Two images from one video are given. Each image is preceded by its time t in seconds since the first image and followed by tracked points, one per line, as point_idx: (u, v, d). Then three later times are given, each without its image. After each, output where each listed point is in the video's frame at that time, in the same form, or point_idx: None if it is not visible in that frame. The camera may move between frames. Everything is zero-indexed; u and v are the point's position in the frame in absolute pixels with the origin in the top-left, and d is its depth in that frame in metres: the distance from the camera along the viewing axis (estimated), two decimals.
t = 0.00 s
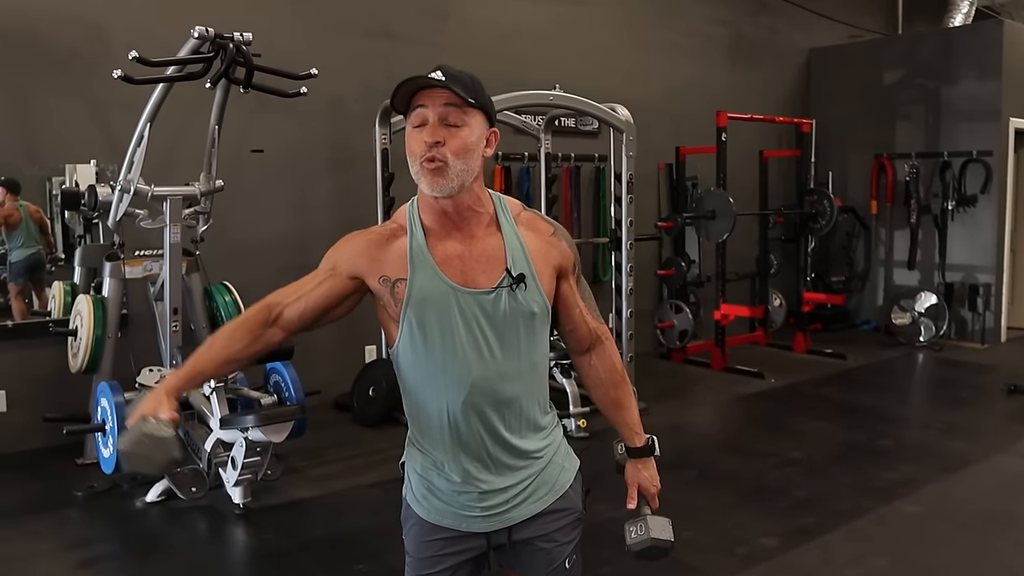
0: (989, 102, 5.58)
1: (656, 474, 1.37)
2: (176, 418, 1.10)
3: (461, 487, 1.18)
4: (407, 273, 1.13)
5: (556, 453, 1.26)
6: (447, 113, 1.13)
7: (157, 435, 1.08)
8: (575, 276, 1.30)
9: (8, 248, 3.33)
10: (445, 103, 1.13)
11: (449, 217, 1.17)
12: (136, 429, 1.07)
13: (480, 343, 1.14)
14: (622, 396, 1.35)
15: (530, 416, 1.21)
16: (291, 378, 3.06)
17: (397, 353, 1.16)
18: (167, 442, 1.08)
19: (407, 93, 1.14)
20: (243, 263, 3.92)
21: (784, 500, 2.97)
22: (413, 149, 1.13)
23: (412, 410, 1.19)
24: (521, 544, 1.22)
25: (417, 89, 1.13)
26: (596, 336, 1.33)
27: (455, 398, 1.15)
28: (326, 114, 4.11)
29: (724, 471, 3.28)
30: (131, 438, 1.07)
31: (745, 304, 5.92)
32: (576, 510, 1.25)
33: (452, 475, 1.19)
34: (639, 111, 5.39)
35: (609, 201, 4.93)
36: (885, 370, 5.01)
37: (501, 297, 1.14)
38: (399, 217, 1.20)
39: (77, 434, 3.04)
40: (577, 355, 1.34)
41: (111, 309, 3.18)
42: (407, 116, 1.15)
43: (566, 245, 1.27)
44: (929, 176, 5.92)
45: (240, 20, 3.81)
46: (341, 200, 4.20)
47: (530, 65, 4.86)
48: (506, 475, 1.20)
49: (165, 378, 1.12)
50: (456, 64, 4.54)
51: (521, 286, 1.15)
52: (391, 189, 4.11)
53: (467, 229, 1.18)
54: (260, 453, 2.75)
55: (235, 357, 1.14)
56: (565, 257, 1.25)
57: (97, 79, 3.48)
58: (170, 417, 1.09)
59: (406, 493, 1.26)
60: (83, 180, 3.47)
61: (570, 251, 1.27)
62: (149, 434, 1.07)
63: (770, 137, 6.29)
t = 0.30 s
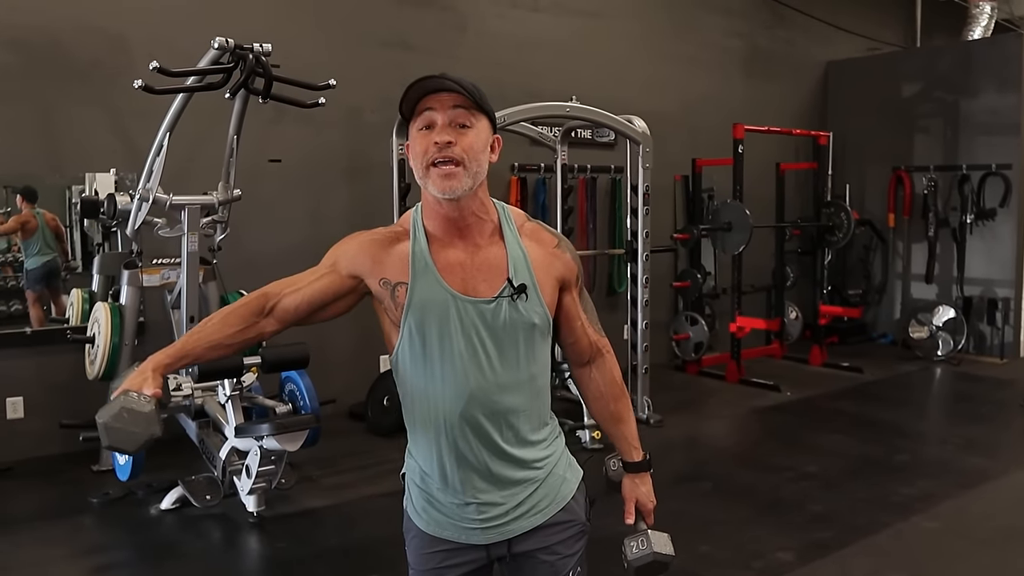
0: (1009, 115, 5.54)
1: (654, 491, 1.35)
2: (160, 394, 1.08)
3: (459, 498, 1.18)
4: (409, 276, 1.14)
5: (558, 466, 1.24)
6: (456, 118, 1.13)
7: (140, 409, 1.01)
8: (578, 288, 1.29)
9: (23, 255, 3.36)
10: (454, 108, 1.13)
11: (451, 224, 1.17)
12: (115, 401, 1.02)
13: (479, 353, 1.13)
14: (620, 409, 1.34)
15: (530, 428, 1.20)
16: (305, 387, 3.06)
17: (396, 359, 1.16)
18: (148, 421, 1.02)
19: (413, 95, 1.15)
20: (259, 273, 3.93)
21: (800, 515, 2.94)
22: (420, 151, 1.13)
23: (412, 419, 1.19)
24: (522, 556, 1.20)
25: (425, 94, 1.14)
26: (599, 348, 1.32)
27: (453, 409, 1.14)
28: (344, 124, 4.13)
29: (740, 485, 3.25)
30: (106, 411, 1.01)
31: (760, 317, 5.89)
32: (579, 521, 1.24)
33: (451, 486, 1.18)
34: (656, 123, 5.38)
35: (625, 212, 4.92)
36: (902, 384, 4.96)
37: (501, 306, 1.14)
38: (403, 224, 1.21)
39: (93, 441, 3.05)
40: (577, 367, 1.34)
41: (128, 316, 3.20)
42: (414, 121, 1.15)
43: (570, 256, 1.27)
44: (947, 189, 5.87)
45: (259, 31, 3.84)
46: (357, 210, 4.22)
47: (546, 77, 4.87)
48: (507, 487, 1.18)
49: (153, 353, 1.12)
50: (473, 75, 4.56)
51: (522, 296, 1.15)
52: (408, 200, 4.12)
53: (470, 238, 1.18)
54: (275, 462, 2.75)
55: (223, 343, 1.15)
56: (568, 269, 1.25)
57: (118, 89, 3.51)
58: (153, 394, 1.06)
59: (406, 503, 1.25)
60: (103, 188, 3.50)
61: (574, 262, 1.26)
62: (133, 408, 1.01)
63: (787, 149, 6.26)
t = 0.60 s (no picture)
0: (1020, 113, 5.50)
1: (650, 501, 1.34)
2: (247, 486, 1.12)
3: (460, 498, 1.18)
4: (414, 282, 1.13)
5: (559, 468, 1.24)
6: (468, 125, 1.12)
7: (234, 510, 1.05)
8: (584, 291, 1.28)
9: (32, 253, 3.38)
10: (466, 115, 1.12)
11: (458, 227, 1.17)
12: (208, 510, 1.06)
13: (483, 356, 1.12)
14: (621, 416, 1.33)
15: (534, 432, 1.20)
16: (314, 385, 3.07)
17: (400, 359, 1.16)
18: (241, 518, 1.05)
19: (424, 102, 1.13)
20: (268, 271, 3.94)
21: (809, 515, 2.93)
22: (431, 160, 1.13)
23: (415, 419, 1.19)
24: (522, 558, 1.20)
25: (437, 100, 1.12)
26: (602, 353, 1.32)
27: (455, 411, 1.14)
28: (353, 123, 4.13)
29: (749, 485, 3.24)
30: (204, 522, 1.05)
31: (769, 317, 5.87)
32: (580, 526, 1.24)
33: (452, 485, 1.18)
34: (665, 122, 5.37)
35: (633, 211, 4.92)
36: (912, 384, 4.94)
37: (506, 309, 1.13)
38: (409, 228, 1.20)
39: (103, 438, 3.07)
40: (579, 371, 1.33)
41: (138, 314, 3.21)
42: (424, 125, 1.14)
43: (576, 259, 1.26)
44: (958, 189, 5.84)
45: (269, 29, 3.85)
46: (366, 209, 4.22)
47: (555, 75, 4.86)
48: (508, 489, 1.19)
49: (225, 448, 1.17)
50: (482, 74, 4.56)
51: (528, 298, 1.14)
52: (416, 199, 4.13)
53: (476, 240, 1.18)
54: (284, 460, 2.75)
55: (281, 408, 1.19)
56: (574, 271, 1.24)
57: (128, 88, 3.53)
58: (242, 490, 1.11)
59: (406, 500, 1.26)
60: (113, 187, 3.51)
61: (580, 264, 1.26)
62: (223, 511, 1.05)
63: (797, 148, 6.24)
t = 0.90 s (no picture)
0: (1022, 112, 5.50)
1: (653, 505, 1.32)
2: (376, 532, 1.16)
3: (467, 495, 1.18)
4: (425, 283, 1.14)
5: (567, 467, 1.24)
6: (472, 128, 1.12)
7: (376, 558, 1.09)
8: (593, 290, 1.29)
9: (35, 254, 3.38)
10: (469, 119, 1.11)
11: (467, 227, 1.18)
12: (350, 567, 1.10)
13: (492, 353, 1.12)
14: (626, 418, 1.32)
15: (544, 430, 1.20)
16: (315, 383, 3.08)
17: (412, 358, 1.17)
18: (383, 560, 1.08)
19: (426, 106, 1.13)
20: (269, 269, 3.95)
21: (810, 513, 2.93)
22: (437, 165, 1.13)
23: (424, 415, 1.20)
24: (526, 556, 1.20)
25: (441, 105, 1.11)
26: (609, 352, 1.32)
27: (464, 407, 1.14)
28: (354, 121, 4.14)
29: (750, 483, 3.24)
30: None
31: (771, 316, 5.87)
32: (586, 529, 1.24)
33: (458, 483, 1.19)
34: (666, 120, 5.37)
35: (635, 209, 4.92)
36: (913, 383, 4.93)
37: (515, 306, 1.13)
38: (419, 228, 1.22)
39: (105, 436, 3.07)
40: (587, 371, 1.33)
41: (140, 312, 3.22)
42: (429, 130, 1.13)
43: (585, 257, 1.26)
44: (960, 187, 5.84)
45: (270, 27, 3.85)
46: (367, 207, 4.22)
47: (557, 74, 4.86)
48: (516, 488, 1.19)
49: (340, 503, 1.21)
50: (484, 72, 4.56)
51: (536, 294, 1.14)
52: (418, 197, 4.14)
53: (485, 237, 1.18)
54: (285, 457, 2.76)
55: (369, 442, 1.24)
56: (583, 268, 1.24)
57: (130, 86, 3.53)
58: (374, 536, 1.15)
59: (413, 498, 1.26)
60: (114, 184, 3.51)
61: (589, 262, 1.26)
62: (366, 562, 1.08)
63: (799, 147, 6.24)
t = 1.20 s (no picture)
0: (1016, 111, 5.51)
1: (651, 517, 1.30)
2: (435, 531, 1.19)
3: (478, 494, 1.19)
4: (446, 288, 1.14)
5: (579, 469, 1.24)
6: (500, 126, 1.12)
7: (446, 557, 1.13)
8: (611, 299, 1.29)
9: (34, 252, 3.37)
10: (497, 117, 1.12)
11: (489, 228, 1.18)
12: (417, 566, 1.13)
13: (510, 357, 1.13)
14: (630, 432, 1.32)
15: (559, 434, 1.20)
16: (310, 382, 3.07)
17: (430, 357, 1.17)
18: (452, 559, 1.13)
19: (454, 102, 1.12)
20: (264, 267, 3.94)
21: (804, 512, 2.94)
22: (464, 162, 1.13)
23: (440, 413, 1.20)
24: (534, 554, 1.21)
25: (468, 103, 1.11)
26: (621, 364, 1.33)
27: (481, 409, 1.15)
28: (349, 119, 4.13)
29: (745, 481, 3.25)
30: None
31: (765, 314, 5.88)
32: (595, 533, 1.24)
33: (470, 480, 1.19)
34: (661, 119, 5.38)
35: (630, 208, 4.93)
36: (907, 382, 4.95)
37: (533, 315, 1.13)
38: (439, 227, 1.21)
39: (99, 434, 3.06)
40: (598, 379, 1.34)
41: (134, 310, 3.21)
42: (454, 128, 1.13)
43: (606, 268, 1.26)
44: (954, 186, 5.86)
45: (265, 25, 3.84)
46: (362, 205, 4.22)
47: (551, 72, 4.86)
48: (528, 488, 1.19)
49: (390, 504, 1.22)
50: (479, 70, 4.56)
51: (556, 303, 1.14)
52: (413, 196, 4.14)
53: (506, 240, 1.19)
54: (280, 456, 2.75)
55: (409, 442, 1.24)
56: (604, 280, 1.25)
57: (124, 84, 3.52)
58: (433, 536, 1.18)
59: (424, 491, 1.27)
60: (108, 182, 3.50)
61: (611, 273, 1.26)
62: (435, 563, 1.12)
63: (793, 145, 6.25)
